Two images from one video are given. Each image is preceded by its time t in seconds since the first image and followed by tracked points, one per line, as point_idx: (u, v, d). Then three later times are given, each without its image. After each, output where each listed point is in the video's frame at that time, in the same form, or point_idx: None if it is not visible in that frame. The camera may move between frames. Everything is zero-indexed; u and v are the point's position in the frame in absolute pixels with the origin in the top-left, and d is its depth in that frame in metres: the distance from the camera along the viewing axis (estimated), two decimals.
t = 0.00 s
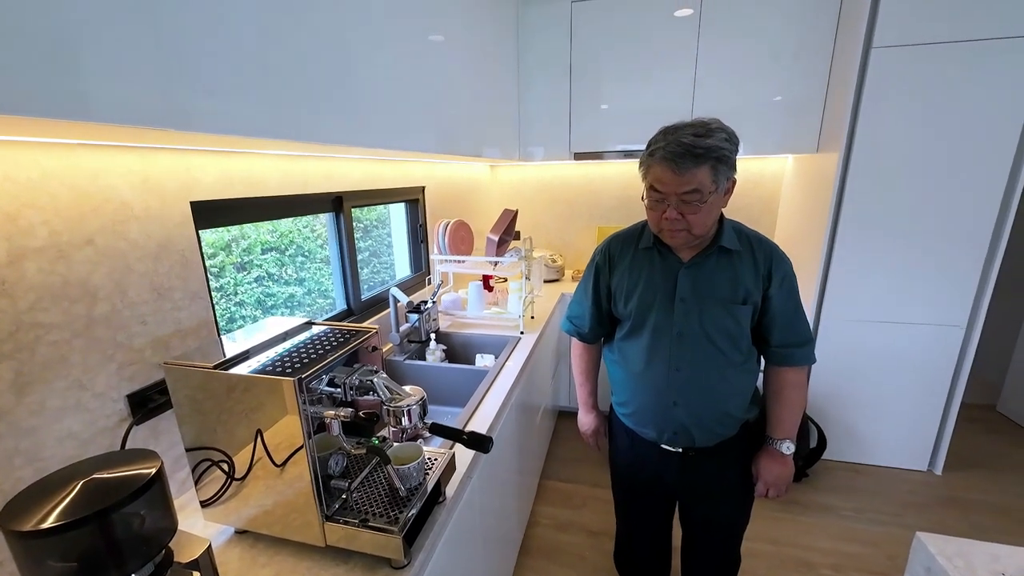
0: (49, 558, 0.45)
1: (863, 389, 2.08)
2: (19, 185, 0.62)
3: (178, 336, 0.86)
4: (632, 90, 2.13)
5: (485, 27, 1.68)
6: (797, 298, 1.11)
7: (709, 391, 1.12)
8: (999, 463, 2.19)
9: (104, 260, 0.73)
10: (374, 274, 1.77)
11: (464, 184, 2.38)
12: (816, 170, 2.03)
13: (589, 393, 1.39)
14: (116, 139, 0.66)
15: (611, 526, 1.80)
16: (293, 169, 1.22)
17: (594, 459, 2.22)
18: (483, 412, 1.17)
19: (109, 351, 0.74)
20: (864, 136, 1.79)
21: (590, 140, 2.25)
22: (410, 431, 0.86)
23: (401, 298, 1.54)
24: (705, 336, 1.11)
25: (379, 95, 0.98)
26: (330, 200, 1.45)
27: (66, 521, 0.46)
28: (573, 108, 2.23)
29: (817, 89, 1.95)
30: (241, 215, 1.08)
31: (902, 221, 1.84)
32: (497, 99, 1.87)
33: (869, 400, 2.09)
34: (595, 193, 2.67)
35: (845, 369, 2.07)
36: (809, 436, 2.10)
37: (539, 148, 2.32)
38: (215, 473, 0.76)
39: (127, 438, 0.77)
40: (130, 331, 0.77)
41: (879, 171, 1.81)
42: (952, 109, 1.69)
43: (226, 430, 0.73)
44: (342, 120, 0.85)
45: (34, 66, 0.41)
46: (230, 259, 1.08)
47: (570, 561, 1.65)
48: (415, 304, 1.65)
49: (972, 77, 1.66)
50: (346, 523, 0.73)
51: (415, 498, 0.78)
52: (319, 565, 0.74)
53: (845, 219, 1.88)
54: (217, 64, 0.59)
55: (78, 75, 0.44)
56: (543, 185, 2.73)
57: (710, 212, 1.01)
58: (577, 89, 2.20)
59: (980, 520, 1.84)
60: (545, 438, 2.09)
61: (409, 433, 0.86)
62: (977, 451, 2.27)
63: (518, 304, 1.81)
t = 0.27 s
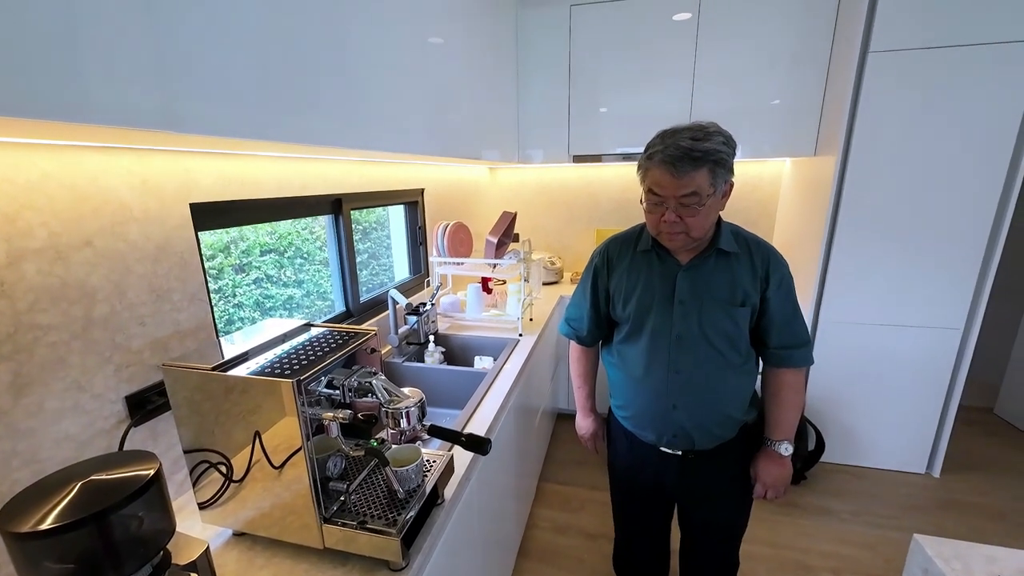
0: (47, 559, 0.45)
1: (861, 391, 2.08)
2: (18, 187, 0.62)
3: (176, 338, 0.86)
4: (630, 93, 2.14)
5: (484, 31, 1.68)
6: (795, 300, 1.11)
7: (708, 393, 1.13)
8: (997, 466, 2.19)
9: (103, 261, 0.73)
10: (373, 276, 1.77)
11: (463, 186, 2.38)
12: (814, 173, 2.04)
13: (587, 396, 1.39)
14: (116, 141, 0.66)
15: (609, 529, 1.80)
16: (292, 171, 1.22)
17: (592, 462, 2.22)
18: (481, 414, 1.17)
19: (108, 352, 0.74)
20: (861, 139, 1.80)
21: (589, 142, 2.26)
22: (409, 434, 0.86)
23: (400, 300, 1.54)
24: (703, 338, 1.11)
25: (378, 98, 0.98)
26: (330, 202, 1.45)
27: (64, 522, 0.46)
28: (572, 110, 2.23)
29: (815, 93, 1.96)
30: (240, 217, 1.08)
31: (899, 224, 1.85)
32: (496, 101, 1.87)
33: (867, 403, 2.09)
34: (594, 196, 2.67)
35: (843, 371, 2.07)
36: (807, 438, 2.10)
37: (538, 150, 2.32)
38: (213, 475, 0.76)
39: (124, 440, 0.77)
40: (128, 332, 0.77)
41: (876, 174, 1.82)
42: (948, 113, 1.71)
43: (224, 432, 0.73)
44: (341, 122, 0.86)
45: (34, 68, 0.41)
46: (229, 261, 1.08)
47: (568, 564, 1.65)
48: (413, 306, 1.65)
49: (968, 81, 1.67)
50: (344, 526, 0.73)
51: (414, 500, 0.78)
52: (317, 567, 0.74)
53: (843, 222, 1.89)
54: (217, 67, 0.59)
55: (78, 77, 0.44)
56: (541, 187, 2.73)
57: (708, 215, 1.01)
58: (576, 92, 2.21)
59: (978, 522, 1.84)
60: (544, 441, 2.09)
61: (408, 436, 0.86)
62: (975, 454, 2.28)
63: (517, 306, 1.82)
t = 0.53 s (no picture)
0: (45, 560, 0.45)
1: (859, 393, 2.09)
2: (18, 188, 0.62)
3: (175, 339, 0.86)
4: (629, 96, 2.15)
5: (484, 34, 1.69)
6: (793, 301, 1.12)
7: (707, 395, 1.13)
8: (995, 468, 2.19)
9: (103, 262, 0.73)
10: (372, 278, 1.77)
11: (462, 188, 2.39)
12: (812, 175, 2.05)
13: (586, 397, 1.39)
14: (116, 142, 0.66)
15: (608, 530, 1.80)
16: (292, 173, 1.23)
17: (591, 464, 2.22)
18: (480, 415, 1.17)
19: (107, 353, 0.74)
20: (858, 142, 1.81)
21: (588, 145, 2.26)
22: (408, 436, 0.83)
23: (399, 302, 1.54)
24: (702, 340, 1.11)
25: (379, 100, 0.99)
26: (329, 203, 1.46)
27: (62, 523, 0.46)
28: (572, 113, 2.24)
29: (813, 96, 1.97)
30: (240, 218, 1.08)
31: (897, 227, 1.85)
32: (495, 104, 1.88)
33: (865, 405, 2.09)
34: (593, 198, 2.68)
35: (842, 373, 2.08)
36: (806, 440, 2.11)
37: (537, 152, 2.33)
38: (211, 476, 0.76)
39: (123, 441, 0.77)
40: (127, 333, 0.77)
41: (873, 177, 1.82)
42: (945, 116, 1.72)
43: (222, 433, 0.73)
44: (341, 124, 0.86)
45: (35, 70, 0.41)
46: (228, 262, 1.08)
47: (567, 566, 1.65)
48: (412, 308, 1.65)
49: (965, 85, 1.67)
50: (343, 527, 0.73)
51: (412, 501, 0.78)
52: (315, 568, 0.74)
53: (841, 224, 1.90)
54: (216, 69, 0.60)
55: (78, 79, 0.44)
56: (541, 189, 2.74)
57: (707, 218, 1.02)
58: (575, 95, 2.21)
59: (977, 524, 1.84)
60: (543, 443, 2.09)
61: (407, 439, 0.84)
62: (973, 456, 2.28)
63: (516, 308, 1.82)
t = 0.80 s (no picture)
0: (47, 560, 0.45)
1: (858, 395, 2.09)
2: (18, 189, 0.62)
3: (175, 340, 0.86)
4: (629, 98, 2.15)
5: (484, 36, 1.69)
6: (792, 303, 1.12)
7: (706, 396, 1.13)
8: (994, 470, 2.19)
9: (103, 263, 0.73)
10: (372, 279, 1.77)
11: (462, 189, 2.39)
12: (811, 177, 2.05)
13: (585, 399, 1.39)
14: (118, 143, 0.67)
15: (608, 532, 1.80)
16: (292, 174, 1.23)
17: (591, 465, 2.22)
18: (480, 416, 1.17)
19: (107, 354, 0.74)
20: (857, 145, 1.81)
21: (587, 146, 2.27)
22: (408, 437, 0.83)
23: (399, 303, 1.54)
24: (702, 342, 1.12)
25: (379, 101, 0.99)
26: (330, 204, 1.46)
27: (64, 524, 0.46)
28: (571, 114, 2.25)
29: (812, 98, 1.98)
30: (240, 219, 1.08)
31: (896, 229, 1.86)
32: (495, 105, 1.88)
33: (865, 407, 2.10)
34: (593, 199, 2.68)
35: (841, 375, 2.08)
36: (805, 442, 2.11)
37: (537, 154, 2.33)
38: (211, 477, 0.76)
39: (123, 442, 0.77)
40: (128, 333, 0.77)
41: (872, 179, 1.83)
42: (943, 119, 1.72)
43: (222, 434, 0.73)
44: (341, 126, 0.86)
45: (36, 71, 0.41)
46: (227, 262, 1.08)
47: (566, 567, 1.65)
48: (412, 309, 1.65)
49: (963, 87, 1.68)
50: (343, 528, 0.73)
51: (412, 502, 0.78)
52: (315, 569, 0.73)
53: (840, 226, 1.90)
54: (217, 70, 0.60)
55: (78, 81, 0.45)
56: (540, 191, 2.74)
57: (708, 219, 1.02)
58: (575, 96, 2.22)
59: (976, 526, 1.84)
60: (542, 444, 2.09)
61: (406, 440, 0.85)
62: (972, 458, 2.28)
63: (516, 309, 1.82)
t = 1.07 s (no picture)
0: (49, 562, 0.45)
1: (858, 396, 2.09)
2: (21, 192, 0.62)
3: (176, 341, 0.86)
4: (629, 100, 2.16)
5: (484, 37, 1.70)
6: (791, 305, 1.12)
7: (706, 398, 1.13)
8: (994, 471, 2.19)
9: (105, 264, 0.73)
10: (372, 280, 1.77)
11: (462, 190, 2.39)
12: (811, 179, 2.05)
13: (585, 401, 1.39)
14: (119, 145, 0.67)
15: (608, 533, 1.80)
16: (293, 175, 1.23)
17: (591, 466, 2.21)
18: (481, 418, 1.17)
19: (108, 355, 0.74)
20: (856, 146, 1.81)
21: (587, 147, 2.27)
22: (409, 439, 0.83)
23: (399, 304, 1.54)
24: (701, 344, 1.12)
25: (380, 105, 0.99)
26: (330, 205, 1.46)
27: (66, 526, 0.46)
28: (571, 115, 2.25)
29: (812, 100, 1.98)
30: (240, 220, 1.09)
31: (896, 230, 1.86)
32: (495, 107, 1.89)
33: (864, 408, 2.10)
34: (593, 201, 2.68)
35: (841, 376, 2.08)
36: (805, 443, 2.11)
37: (537, 155, 2.34)
38: (212, 479, 0.76)
39: (124, 443, 0.77)
40: (129, 335, 0.77)
41: (872, 181, 1.83)
42: (942, 121, 1.73)
43: (223, 436, 0.73)
44: (341, 128, 0.86)
45: (37, 73, 0.42)
46: (227, 263, 1.09)
47: (566, 569, 1.65)
48: (412, 310, 1.65)
49: (962, 89, 1.68)
50: (343, 530, 0.73)
51: (413, 504, 0.79)
52: (315, 572, 0.73)
53: (840, 228, 1.91)
54: (218, 74, 0.60)
55: (80, 83, 0.45)
56: (541, 192, 2.75)
57: (708, 222, 1.02)
58: (575, 98, 2.22)
59: (976, 528, 1.84)
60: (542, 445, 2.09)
61: (407, 441, 0.84)
62: (972, 460, 2.28)
63: (516, 310, 1.82)
